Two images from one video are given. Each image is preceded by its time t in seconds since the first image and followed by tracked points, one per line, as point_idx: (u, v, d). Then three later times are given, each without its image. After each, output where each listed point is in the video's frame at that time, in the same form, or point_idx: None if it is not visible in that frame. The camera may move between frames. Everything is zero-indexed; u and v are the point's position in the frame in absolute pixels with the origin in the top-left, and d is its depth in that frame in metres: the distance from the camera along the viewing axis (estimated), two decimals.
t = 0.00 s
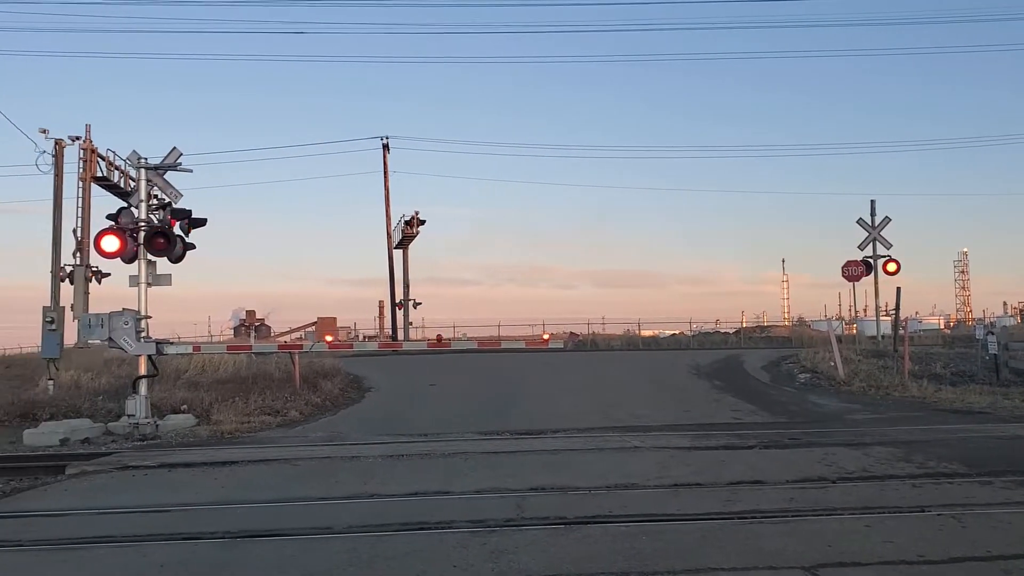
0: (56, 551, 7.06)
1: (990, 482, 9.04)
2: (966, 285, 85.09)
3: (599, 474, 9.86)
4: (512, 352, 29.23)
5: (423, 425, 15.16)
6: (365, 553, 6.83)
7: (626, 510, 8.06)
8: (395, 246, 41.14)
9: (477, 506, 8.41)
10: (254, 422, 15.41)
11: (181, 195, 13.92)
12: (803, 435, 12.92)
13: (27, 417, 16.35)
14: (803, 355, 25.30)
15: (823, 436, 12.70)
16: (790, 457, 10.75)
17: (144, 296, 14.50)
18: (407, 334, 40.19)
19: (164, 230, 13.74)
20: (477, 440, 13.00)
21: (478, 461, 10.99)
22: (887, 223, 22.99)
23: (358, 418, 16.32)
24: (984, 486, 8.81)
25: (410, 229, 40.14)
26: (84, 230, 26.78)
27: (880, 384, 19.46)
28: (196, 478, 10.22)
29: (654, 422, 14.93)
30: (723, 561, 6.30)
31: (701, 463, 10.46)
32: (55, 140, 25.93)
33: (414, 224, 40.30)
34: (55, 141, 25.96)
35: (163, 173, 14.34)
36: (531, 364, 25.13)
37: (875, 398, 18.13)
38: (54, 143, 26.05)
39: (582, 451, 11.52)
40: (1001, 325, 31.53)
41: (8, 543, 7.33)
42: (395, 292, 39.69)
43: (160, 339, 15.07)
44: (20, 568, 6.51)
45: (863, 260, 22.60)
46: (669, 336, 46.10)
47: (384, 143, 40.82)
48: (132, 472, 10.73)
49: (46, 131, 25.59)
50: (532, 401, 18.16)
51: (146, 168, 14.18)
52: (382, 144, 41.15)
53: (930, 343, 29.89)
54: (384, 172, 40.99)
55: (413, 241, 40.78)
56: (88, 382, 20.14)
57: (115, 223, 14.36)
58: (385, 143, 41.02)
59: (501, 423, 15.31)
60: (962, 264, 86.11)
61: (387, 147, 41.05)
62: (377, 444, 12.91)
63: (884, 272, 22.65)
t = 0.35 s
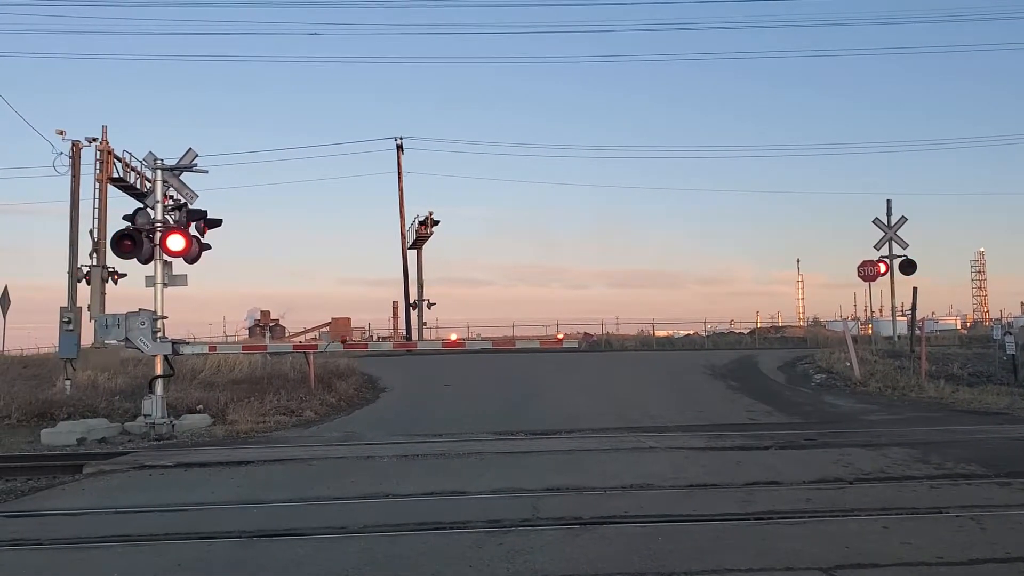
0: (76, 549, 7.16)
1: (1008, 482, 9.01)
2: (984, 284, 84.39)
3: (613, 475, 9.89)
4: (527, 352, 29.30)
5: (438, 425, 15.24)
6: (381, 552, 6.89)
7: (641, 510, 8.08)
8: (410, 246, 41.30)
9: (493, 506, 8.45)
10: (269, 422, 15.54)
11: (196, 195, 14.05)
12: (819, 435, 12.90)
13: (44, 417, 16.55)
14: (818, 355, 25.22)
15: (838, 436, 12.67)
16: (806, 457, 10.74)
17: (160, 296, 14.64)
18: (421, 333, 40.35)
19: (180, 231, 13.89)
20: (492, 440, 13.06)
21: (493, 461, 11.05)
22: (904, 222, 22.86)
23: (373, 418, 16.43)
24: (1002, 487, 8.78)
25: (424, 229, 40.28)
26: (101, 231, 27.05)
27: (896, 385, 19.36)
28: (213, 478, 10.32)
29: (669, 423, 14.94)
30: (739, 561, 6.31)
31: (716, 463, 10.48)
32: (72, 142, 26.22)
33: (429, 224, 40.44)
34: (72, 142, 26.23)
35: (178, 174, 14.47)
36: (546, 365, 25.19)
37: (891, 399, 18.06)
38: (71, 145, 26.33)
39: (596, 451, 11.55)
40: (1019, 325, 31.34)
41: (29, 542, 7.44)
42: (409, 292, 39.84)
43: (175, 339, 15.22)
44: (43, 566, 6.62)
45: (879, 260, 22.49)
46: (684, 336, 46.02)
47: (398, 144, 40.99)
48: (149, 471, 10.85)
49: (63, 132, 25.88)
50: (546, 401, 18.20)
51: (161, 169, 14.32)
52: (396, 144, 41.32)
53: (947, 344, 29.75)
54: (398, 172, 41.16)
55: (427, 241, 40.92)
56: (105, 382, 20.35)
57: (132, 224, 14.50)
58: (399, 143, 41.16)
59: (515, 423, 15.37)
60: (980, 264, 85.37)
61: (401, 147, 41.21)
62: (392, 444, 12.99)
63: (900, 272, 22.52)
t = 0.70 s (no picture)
0: (77, 548, 7.16)
1: (1010, 483, 9.00)
2: (984, 285, 84.41)
3: (614, 475, 9.89)
4: (527, 353, 29.31)
5: (439, 425, 15.25)
6: (382, 552, 6.87)
7: (642, 510, 8.07)
8: (410, 246, 41.30)
9: (493, 506, 8.45)
10: (270, 421, 15.54)
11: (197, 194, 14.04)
12: (820, 435, 12.90)
13: (45, 415, 16.55)
14: (819, 355, 25.20)
15: (839, 436, 12.66)
16: (807, 458, 10.73)
17: (161, 296, 14.64)
18: (422, 333, 40.35)
19: (181, 231, 13.90)
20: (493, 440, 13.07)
21: (494, 461, 11.05)
22: (905, 222, 22.84)
23: (374, 418, 16.44)
24: (1004, 487, 8.77)
25: (425, 229, 40.28)
26: (101, 230, 27.05)
27: (897, 385, 19.34)
28: (214, 477, 10.32)
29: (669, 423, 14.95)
30: (741, 562, 6.30)
31: (717, 463, 10.47)
32: (73, 141, 26.21)
33: (429, 224, 40.43)
34: (73, 141, 26.23)
35: (180, 173, 14.47)
36: (546, 365, 25.15)
37: (892, 399, 18.05)
38: (72, 144, 26.33)
39: (597, 451, 11.55)
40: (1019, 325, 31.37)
41: (30, 541, 7.45)
42: (410, 292, 39.84)
43: (177, 338, 15.21)
44: (43, 565, 6.61)
45: (880, 260, 22.47)
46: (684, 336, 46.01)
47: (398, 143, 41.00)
48: (150, 470, 10.85)
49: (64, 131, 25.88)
50: (547, 400, 18.21)
51: (162, 168, 14.31)
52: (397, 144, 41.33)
53: (947, 345, 29.75)
54: (399, 172, 41.16)
55: (428, 241, 40.93)
56: (105, 382, 20.33)
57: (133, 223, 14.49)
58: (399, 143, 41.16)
59: (516, 423, 15.37)
60: (981, 265, 85.36)
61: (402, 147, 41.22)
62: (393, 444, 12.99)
63: (901, 272, 22.50)
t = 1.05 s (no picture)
0: (69, 547, 7.12)
1: (1005, 482, 9.00)
2: (980, 284, 84.68)
3: (610, 473, 9.87)
4: (523, 352, 29.34)
5: (436, 424, 15.27)
6: (377, 551, 6.85)
7: (638, 508, 8.07)
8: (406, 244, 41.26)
9: (490, 505, 8.44)
10: (265, 420, 15.52)
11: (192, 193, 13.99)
12: (815, 434, 12.89)
13: (40, 414, 16.49)
14: (816, 354, 25.18)
15: (835, 435, 12.69)
16: (803, 456, 10.74)
17: (156, 294, 14.59)
18: (417, 331, 40.28)
19: (176, 229, 13.85)
20: (489, 439, 13.07)
21: (490, 459, 11.05)
22: (901, 222, 22.85)
23: (370, 416, 16.46)
24: (999, 486, 8.78)
25: (421, 227, 40.22)
26: (96, 228, 26.96)
27: (893, 384, 19.39)
28: (208, 476, 10.30)
29: (666, 421, 14.99)
30: (736, 560, 6.29)
31: (712, 462, 10.47)
32: (68, 139, 26.13)
33: (425, 223, 40.41)
34: (67, 139, 26.14)
35: (175, 172, 14.42)
36: (542, 364, 25.07)
37: (888, 398, 18.03)
38: (67, 142, 26.24)
39: (594, 450, 11.56)
40: (1015, 325, 31.41)
41: (23, 540, 7.41)
42: (406, 291, 39.80)
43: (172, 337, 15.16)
44: (35, 565, 6.58)
45: (876, 259, 22.48)
46: (681, 335, 46.06)
47: (395, 142, 40.95)
48: (145, 469, 10.82)
49: (59, 129, 25.79)
50: (544, 399, 18.24)
51: (157, 166, 14.26)
52: (393, 143, 41.28)
53: (942, 345, 29.79)
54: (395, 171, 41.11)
55: (424, 239, 40.87)
56: (100, 380, 20.27)
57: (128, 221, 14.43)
58: (396, 142, 41.10)
59: (513, 421, 15.40)
60: (976, 264, 85.57)
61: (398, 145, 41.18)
62: (388, 442, 12.98)
63: (896, 271, 22.54)
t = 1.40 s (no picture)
0: (62, 544, 7.07)
1: (1000, 481, 9.00)
2: (974, 283, 84.93)
3: (605, 471, 9.84)
4: (518, 350, 29.34)
5: (431, 421, 15.26)
6: (371, 549, 6.81)
7: (633, 507, 8.04)
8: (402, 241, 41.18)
9: (484, 503, 8.40)
10: (260, 417, 15.47)
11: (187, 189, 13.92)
12: (810, 432, 12.89)
13: (33, 410, 16.41)
14: (811, 352, 25.20)
15: (830, 434, 12.69)
16: (798, 455, 10.73)
17: (151, 291, 14.52)
18: (413, 329, 40.19)
19: (171, 225, 13.78)
20: (484, 437, 13.04)
21: (485, 457, 11.02)
22: (896, 221, 22.87)
23: (365, 414, 16.42)
24: (994, 485, 8.77)
25: (416, 225, 40.14)
26: (91, 225, 26.85)
27: (888, 382, 19.42)
28: (202, 473, 10.25)
29: (661, 419, 15.00)
30: (731, 559, 6.27)
31: (708, 460, 10.45)
32: (62, 135, 26.00)
33: (421, 220, 40.34)
34: (61, 135, 25.99)
35: (170, 168, 14.34)
36: (537, 362, 25.04)
37: (883, 397, 18.04)
38: (61, 138, 26.12)
39: (589, 448, 11.54)
40: (1009, 324, 31.47)
41: (15, 537, 7.35)
42: (402, 288, 39.73)
43: (166, 334, 15.08)
44: (27, 562, 6.52)
45: (872, 258, 22.50)
46: (676, 334, 46.08)
47: (390, 139, 40.86)
48: (138, 466, 10.77)
49: (53, 125, 25.65)
50: (539, 397, 18.24)
51: (152, 162, 14.18)
52: (389, 140, 41.20)
53: (936, 344, 29.93)
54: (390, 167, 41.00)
55: (419, 237, 40.79)
56: (94, 377, 20.18)
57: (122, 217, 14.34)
58: (391, 138, 41.02)
59: (508, 419, 15.39)
60: (970, 264, 85.77)
61: (393, 142, 41.11)
62: (383, 440, 12.94)
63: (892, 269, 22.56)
